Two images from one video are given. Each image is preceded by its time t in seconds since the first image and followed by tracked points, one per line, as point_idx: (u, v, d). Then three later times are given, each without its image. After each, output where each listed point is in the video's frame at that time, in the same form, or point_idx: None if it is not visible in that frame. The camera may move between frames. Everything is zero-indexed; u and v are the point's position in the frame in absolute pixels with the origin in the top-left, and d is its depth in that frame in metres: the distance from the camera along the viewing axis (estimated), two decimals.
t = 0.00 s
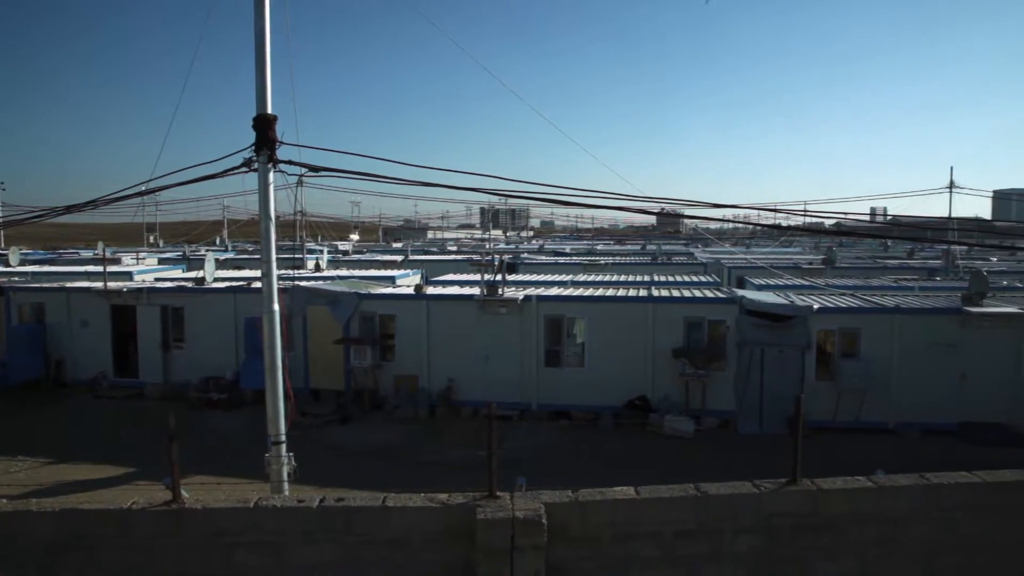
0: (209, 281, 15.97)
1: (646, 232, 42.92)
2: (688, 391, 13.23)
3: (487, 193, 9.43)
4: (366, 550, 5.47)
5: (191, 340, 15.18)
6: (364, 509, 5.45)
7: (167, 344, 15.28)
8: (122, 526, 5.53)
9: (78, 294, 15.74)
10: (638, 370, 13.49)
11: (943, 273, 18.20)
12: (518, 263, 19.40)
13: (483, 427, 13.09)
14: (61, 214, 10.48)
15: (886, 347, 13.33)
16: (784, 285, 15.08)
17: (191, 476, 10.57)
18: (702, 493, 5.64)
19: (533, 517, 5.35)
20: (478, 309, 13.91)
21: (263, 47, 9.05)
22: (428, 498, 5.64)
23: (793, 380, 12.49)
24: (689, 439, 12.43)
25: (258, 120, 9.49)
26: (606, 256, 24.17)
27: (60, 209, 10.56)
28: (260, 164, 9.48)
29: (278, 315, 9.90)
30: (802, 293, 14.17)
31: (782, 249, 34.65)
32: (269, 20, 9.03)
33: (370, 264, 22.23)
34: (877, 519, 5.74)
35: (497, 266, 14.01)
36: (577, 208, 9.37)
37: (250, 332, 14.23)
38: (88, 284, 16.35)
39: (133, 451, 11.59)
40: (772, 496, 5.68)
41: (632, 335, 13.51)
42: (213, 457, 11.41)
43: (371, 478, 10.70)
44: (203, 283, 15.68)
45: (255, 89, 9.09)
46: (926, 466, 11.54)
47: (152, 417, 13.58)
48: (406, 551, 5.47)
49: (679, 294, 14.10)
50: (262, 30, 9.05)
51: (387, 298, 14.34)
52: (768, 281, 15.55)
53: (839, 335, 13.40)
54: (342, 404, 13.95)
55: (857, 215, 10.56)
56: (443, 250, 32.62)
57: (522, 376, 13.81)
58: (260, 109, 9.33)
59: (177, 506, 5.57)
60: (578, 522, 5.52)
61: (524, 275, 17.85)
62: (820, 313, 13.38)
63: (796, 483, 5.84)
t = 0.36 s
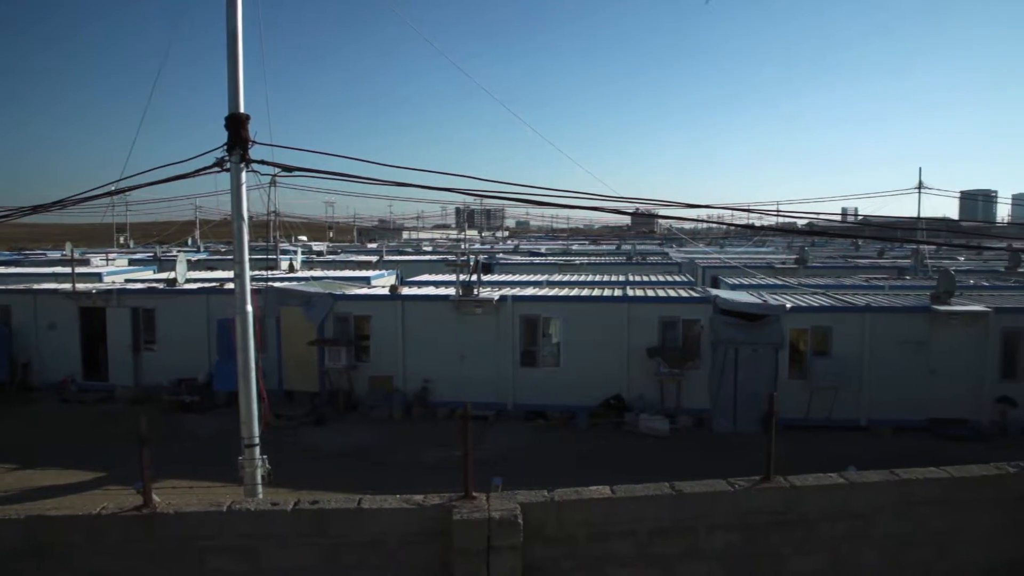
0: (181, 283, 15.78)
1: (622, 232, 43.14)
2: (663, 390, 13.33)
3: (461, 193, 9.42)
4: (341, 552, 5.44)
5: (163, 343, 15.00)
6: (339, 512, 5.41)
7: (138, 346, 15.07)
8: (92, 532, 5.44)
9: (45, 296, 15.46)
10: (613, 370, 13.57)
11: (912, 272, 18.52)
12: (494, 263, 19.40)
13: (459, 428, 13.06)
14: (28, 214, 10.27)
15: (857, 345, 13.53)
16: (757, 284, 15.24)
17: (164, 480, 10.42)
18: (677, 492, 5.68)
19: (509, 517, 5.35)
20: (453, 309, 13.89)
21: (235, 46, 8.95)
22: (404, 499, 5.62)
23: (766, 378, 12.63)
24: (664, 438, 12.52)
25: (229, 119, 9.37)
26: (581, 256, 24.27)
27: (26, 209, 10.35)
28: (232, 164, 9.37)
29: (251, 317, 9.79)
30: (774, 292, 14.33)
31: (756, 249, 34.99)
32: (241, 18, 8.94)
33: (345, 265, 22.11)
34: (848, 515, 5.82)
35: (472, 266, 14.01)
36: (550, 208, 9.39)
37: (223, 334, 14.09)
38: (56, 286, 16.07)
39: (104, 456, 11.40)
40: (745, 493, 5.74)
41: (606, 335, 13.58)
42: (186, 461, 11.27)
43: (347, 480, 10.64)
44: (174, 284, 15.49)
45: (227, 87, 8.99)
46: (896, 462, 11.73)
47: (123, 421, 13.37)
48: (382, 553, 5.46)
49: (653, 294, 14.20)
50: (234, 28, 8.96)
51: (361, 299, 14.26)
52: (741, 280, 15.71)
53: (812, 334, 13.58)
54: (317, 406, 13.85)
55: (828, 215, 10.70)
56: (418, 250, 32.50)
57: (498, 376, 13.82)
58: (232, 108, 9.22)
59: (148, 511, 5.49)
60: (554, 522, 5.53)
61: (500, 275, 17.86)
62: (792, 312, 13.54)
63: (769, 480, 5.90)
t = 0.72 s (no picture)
0: (151, 284, 15.58)
1: (597, 233, 43.35)
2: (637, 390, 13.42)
3: (435, 193, 9.40)
4: (315, 555, 5.40)
5: (133, 345, 14.78)
6: (312, 514, 5.37)
7: (107, 349, 14.84)
8: (59, 539, 5.34)
9: (10, 299, 15.17)
10: (588, 370, 13.64)
11: (881, 271, 18.86)
12: (469, 263, 19.39)
13: (434, 429, 13.04)
14: None
15: (828, 344, 13.73)
16: (729, 284, 15.41)
17: (134, 485, 10.26)
18: (651, 490, 5.72)
19: (484, 517, 5.35)
20: (428, 309, 13.87)
21: (205, 44, 8.85)
22: (379, 501, 5.60)
23: (739, 377, 12.77)
24: (638, 437, 12.60)
25: (200, 118, 9.26)
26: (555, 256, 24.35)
27: None
28: (203, 163, 9.25)
29: (222, 318, 9.67)
30: (747, 292, 14.49)
31: (728, 249, 35.39)
32: (211, 16, 8.84)
33: (319, 265, 21.98)
34: (820, 511, 5.91)
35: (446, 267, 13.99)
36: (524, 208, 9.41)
37: (195, 336, 13.91)
38: (22, 288, 15.77)
39: (72, 461, 11.20)
40: (719, 491, 5.80)
41: (581, 335, 13.64)
42: (157, 465, 11.11)
43: (321, 482, 10.57)
44: (144, 286, 15.28)
45: (198, 87, 8.88)
46: (866, 458, 11.92)
47: (91, 425, 13.15)
48: (357, 555, 5.43)
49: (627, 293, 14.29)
50: (204, 26, 8.85)
51: (335, 300, 14.17)
52: (714, 280, 15.87)
53: (784, 332, 13.75)
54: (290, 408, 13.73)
55: (798, 215, 10.85)
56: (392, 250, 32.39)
57: (473, 376, 13.81)
58: (202, 107, 9.11)
59: (117, 516, 5.40)
60: (529, 522, 5.55)
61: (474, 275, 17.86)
62: (764, 311, 13.70)
63: (743, 478, 5.96)
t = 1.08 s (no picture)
0: (120, 286, 15.35)
1: (572, 233, 43.53)
2: (612, 389, 13.49)
3: (409, 193, 9.38)
4: (289, 559, 5.36)
5: (102, 348, 14.56)
6: (286, 518, 5.33)
7: (75, 352, 14.60)
8: (27, 546, 5.24)
9: None
10: (563, 370, 13.69)
11: (851, 270, 19.17)
12: (444, 263, 19.36)
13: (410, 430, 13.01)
14: None
15: (800, 342, 13.91)
16: (702, 284, 15.56)
17: (103, 490, 10.10)
18: (625, 489, 5.76)
19: (459, 518, 5.35)
20: (402, 310, 13.83)
21: (175, 42, 8.73)
22: (353, 504, 5.57)
23: (713, 376, 12.90)
24: (613, 436, 12.67)
25: (170, 117, 9.12)
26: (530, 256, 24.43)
27: None
28: (174, 162, 9.12)
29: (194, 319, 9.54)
30: (720, 291, 14.64)
31: (702, 249, 35.77)
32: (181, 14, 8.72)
33: (292, 266, 21.82)
34: (792, 508, 5.99)
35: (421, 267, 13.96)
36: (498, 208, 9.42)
37: (166, 338, 13.73)
38: None
39: (41, 466, 11.00)
40: (693, 489, 5.85)
41: (556, 335, 13.68)
42: (128, 469, 10.95)
43: (295, 484, 10.49)
44: (114, 288, 15.06)
45: (168, 85, 8.75)
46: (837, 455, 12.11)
47: (60, 429, 12.93)
48: (332, 558, 5.40)
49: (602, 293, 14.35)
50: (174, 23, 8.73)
51: (309, 301, 14.06)
52: (688, 279, 16.01)
53: (757, 332, 13.91)
54: (264, 410, 13.61)
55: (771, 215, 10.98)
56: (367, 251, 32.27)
57: (448, 377, 13.80)
58: (172, 106, 8.98)
59: (87, 522, 5.31)
60: (505, 522, 5.56)
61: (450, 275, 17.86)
62: (738, 310, 13.85)
63: (717, 476, 6.02)
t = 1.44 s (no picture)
0: (89, 288, 15.09)
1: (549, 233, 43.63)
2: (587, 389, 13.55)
3: (384, 193, 9.33)
4: (263, 562, 5.32)
5: (71, 350, 14.31)
6: (260, 522, 5.28)
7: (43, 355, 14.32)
8: None
9: None
10: (538, 370, 13.72)
11: (822, 270, 19.44)
12: (419, 263, 19.29)
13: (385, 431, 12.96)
14: None
15: (773, 341, 14.07)
16: (676, 283, 15.68)
17: (72, 496, 9.92)
18: (601, 488, 5.79)
19: (435, 519, 5.34)
20: (377, 311, 13.76)
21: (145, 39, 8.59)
22: (328, 506, 5.54)
23: (687, 375, 13.00)
24: (588, 435, 12.73)
25: (139, 116, 8.97)
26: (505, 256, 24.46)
27: None
28: (144, 162, 8.98)
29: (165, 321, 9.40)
30: (694, 290, 14.77)
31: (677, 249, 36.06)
32: (151, 11, 8.58)
33: (266, 266, 21.62)
34: (765, 504, 6.06)
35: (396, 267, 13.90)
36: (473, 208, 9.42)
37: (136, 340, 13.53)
38: None
39: (7, 472, 10.79)
40: (668, 487, 5.90)
41: (532, 335, 13.71)
42: (98, 474, 10.78)
43: (268, 487, 10.40)
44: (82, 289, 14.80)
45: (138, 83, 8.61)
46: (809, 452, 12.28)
47: (27, 434, 12.67)
48: (306, 561, 5.36)
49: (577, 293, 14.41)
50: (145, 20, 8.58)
51: (282, 302, 13.93)
52: (662, 279, 16.12)
53: (730, 331, 14.06)
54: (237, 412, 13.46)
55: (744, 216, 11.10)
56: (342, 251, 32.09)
57: (423, 377, 13.76)
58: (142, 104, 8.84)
59: (55, 527, 5.22)
60: (481, 523, 5.56)
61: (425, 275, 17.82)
62: (711, 310, 13.98)
63: (691, 474, 6.07)
